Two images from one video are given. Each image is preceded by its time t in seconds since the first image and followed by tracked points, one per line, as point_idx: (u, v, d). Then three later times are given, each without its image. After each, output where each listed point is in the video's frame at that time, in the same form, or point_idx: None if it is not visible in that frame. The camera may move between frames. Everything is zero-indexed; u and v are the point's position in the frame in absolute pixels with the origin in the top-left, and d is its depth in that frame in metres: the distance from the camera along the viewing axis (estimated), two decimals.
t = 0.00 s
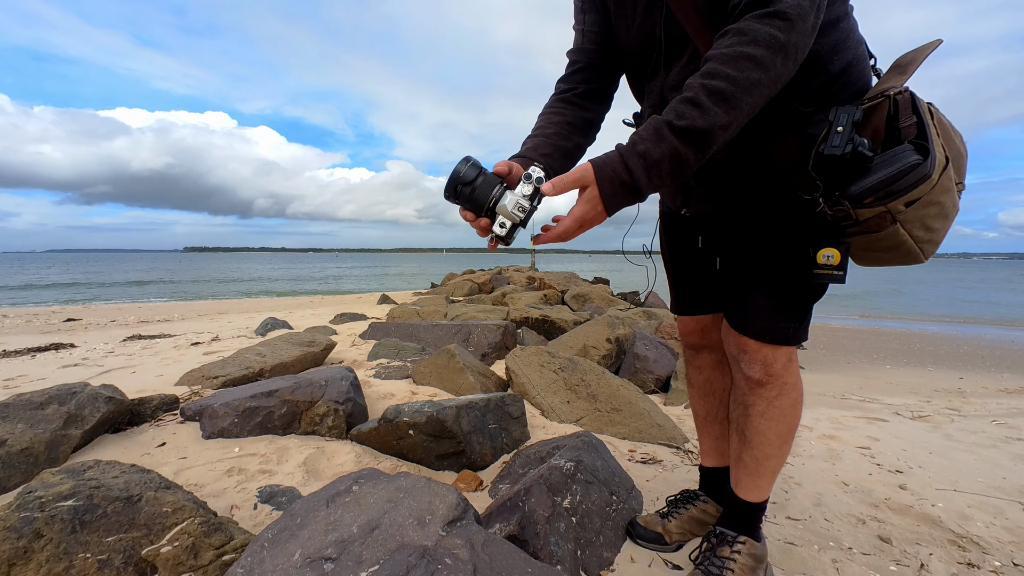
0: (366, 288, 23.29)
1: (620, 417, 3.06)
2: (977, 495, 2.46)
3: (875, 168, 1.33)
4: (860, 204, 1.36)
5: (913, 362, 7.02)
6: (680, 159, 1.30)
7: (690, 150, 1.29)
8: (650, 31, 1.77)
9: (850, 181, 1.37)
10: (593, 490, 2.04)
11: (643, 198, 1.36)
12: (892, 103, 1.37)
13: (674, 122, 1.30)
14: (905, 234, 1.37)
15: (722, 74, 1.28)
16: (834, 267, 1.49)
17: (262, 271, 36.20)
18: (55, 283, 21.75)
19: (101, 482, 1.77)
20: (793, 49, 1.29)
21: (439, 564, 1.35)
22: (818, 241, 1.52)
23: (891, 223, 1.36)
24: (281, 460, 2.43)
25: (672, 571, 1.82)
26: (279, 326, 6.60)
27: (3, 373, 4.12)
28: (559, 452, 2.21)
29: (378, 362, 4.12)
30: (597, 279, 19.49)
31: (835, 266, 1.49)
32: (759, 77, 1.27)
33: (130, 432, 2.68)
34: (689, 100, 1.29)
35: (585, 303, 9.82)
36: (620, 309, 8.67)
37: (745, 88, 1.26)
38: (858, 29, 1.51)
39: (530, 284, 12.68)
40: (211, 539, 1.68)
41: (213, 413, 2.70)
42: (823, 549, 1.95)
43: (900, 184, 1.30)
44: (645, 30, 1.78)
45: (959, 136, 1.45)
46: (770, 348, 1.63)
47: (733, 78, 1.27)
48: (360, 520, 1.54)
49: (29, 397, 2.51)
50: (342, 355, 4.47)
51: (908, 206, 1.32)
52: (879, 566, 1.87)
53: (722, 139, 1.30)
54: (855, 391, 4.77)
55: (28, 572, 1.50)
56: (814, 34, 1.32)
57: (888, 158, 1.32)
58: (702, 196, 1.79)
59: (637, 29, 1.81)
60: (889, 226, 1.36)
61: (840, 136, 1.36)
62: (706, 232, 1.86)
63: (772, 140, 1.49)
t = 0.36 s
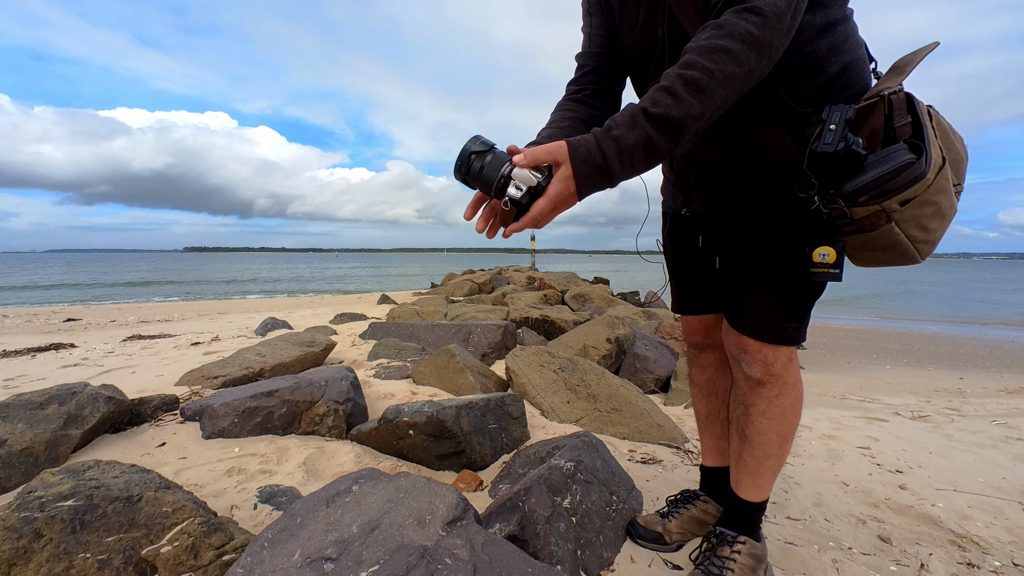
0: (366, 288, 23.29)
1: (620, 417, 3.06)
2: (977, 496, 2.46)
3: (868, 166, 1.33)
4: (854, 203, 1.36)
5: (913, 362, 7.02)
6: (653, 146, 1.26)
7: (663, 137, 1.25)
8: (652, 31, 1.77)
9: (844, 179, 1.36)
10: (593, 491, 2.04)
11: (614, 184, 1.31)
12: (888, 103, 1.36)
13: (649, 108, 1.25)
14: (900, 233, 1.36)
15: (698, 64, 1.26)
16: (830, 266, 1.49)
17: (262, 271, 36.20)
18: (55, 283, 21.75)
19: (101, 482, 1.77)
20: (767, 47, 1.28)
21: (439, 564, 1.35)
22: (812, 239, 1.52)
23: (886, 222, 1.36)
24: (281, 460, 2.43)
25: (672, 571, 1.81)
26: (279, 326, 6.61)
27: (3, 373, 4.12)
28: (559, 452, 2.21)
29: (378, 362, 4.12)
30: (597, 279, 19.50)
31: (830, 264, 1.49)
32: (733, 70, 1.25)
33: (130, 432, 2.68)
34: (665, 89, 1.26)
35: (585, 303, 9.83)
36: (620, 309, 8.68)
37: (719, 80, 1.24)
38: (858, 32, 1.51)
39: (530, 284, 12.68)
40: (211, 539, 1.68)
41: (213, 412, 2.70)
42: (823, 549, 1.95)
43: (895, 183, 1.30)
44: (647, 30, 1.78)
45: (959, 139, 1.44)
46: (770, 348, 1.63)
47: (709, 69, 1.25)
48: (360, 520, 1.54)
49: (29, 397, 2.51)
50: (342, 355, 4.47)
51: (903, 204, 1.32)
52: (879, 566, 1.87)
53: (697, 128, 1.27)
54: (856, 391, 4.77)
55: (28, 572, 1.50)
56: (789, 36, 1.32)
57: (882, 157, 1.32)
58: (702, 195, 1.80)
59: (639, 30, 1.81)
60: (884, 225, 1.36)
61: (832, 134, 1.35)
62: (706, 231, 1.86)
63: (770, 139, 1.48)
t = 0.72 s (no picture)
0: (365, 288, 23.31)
1: (620, 417, 3.06)
2: (977, 496, 2.46)
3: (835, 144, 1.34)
4: (822, 182, 1.37)
5: (913, 362, 7.02)
6: (636, 65, 1.29)
7: (656, 67, 1.30)
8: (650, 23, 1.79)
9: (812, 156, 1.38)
10: (593, 491, 2.04)
11: (595, 97, 1.33)
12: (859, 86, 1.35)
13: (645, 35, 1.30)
14: (870, 218, 1.35)
15: (700, 7, 1.29)
16: (806, 250, 1.48)
17: (262, 271, 36.20)
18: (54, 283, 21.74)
19: (101, 482, 1.78)
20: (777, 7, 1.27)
21: (439, 564, 1.35)
22: (788, 224, 1.51)
23: (855, 205, 1.35)
24: (281, 460, 2.43)
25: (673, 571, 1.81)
26: (279, 326, 6.61)
27: (3, 373, 4.12)
28: (559, 453, 2.21)
29: (378, 362, 4.12)
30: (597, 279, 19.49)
31: (806, 249, 1.48)
32: (731, 18, 1.26)
33: (130, 432, 2.68)
34: (663, 25, 1.31)
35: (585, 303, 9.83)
36: (620, 309, 8.68)
37: (714, 25, 1.27)
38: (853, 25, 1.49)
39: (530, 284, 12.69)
40: (211, 539, 1.68)
41: (213, 412, 2.70)
42: (823, 549, 1.95)
43: (860, 162, 1.32)
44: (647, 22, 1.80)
45: (949, 137, 1.43)
46: (752, 346, 1.63)
47: (708, 11, 1.28)
48: (360, 520, 1.54)
49: (29, 397, 2.51)
50: (342, 355, 4.47)
51: (873, 186, 1.32)
52: (879, 566, 1.87)
53: (687, 64, 1.29)
54: (856, 392, 4.77)
55: (28, 572, 1.50)
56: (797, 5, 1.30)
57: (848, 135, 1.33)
58: (689, 185, 1.82)
59: (639, 21, 1.82)
60: (853, 208, 1.36)
61: (793, 105, 1.35)
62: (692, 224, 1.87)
63: (747, 119, 1.52)
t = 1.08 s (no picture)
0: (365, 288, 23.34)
1: (620, 417, 3.06)
2: (977, 496, 2.45)
3: (742, 132, 1.43)
4: (732, 170, 1.48)
5: (913, 362, 7.02)
6: (644, 36, 1.49)
7: (661, 36, 1.47)
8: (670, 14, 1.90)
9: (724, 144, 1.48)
10: (593, 490, 2.04)
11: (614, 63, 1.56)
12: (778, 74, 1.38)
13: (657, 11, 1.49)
14: (770, 209, 1.42)
15: None
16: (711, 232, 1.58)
17: (262, 271, 36.21)
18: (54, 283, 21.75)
19: (101, 482, 1.78)
20: None
21: (439, 564, 1.35)
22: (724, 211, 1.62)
23: (759, 194, 1.43)
24: (281, 460, 2.43)
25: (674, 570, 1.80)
26: (279, 326, 6.61)
27: (3, 373, 4.12)
28: (559, 453, 2.21)
29: (378, 362, 4.12)
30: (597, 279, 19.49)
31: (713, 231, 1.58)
32: None
33: (130, 432, 2.68)
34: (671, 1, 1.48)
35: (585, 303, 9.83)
36: (620, 309, 8.68)
37: None
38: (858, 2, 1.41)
39: (530, 284, 12.69)
40: (211, 539, 1.68)
41: (213, 412, 2.70)
42: (823, 549, 1.95)
43: (761, 151, 1.40)
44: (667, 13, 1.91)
45: (925, 126, 1.34)
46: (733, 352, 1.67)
47: None
48: (360, 520, 1.54)
49: (29, 397, 2.51)
50: (342, 355, 4.47)
51: (774, 177, 1.39)
52: (879, 566, 1.86)
53: (682, 29, 1.44)
54: (856, 392, 4.77)
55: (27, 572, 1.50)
56: None
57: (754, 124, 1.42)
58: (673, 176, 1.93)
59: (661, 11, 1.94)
60: (757, 196, 1.43)
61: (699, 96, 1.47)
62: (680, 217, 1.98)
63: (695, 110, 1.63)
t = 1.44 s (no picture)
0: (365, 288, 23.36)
1: (620, 417, 3.06)
2: (977, 496, 2.45)
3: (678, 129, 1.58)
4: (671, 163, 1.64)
5: (913, 362, 7.02)
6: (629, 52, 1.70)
7: (639, 49, 1.67)
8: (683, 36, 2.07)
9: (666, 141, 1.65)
10: (593, 490, 2.04)
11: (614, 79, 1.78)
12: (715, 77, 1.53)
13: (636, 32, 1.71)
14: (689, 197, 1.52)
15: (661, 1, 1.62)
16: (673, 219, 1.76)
17: (262, 271, 36.21)
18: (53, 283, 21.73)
19: (101, 482, 1.78)
20: None
21: (439, 564, 1.35)
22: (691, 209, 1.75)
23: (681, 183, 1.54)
24: (281, 460, 2.43)
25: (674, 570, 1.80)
26: (279, 326, 6.61)
27: (4, 373, 4.12)
28: (559, 453, 2.21)
29: (378, 362, 4.12)
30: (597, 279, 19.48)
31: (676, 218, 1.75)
32: None
33: (130, 432, 2.68)
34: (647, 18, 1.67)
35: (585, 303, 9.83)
36: (619, 309, 8.67)
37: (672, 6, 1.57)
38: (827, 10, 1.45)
39: (530, 284, 12.70)
40: (211, 539, 1.69)
41: (213, 412, 2.70)
42: (822, 549, 1.95)
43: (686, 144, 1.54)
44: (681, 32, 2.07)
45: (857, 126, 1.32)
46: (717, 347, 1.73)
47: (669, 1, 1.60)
48: (360, 520, 1.54)
49: (29, 397, 2.51)
50: (342, 355, 4.47)
51: (692, 169, 1.49)
52: (879, 566, 1.87)
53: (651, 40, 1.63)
54: (856, 392, 4.77)
55: (28, 573, 1.49)
56: None
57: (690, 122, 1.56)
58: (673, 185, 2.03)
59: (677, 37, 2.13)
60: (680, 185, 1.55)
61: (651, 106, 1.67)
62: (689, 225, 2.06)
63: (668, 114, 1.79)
